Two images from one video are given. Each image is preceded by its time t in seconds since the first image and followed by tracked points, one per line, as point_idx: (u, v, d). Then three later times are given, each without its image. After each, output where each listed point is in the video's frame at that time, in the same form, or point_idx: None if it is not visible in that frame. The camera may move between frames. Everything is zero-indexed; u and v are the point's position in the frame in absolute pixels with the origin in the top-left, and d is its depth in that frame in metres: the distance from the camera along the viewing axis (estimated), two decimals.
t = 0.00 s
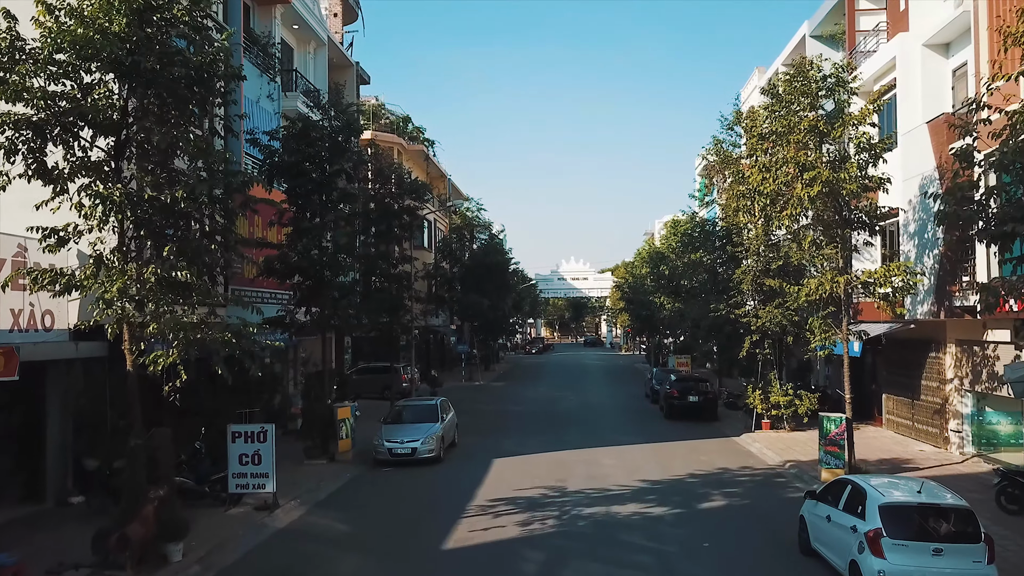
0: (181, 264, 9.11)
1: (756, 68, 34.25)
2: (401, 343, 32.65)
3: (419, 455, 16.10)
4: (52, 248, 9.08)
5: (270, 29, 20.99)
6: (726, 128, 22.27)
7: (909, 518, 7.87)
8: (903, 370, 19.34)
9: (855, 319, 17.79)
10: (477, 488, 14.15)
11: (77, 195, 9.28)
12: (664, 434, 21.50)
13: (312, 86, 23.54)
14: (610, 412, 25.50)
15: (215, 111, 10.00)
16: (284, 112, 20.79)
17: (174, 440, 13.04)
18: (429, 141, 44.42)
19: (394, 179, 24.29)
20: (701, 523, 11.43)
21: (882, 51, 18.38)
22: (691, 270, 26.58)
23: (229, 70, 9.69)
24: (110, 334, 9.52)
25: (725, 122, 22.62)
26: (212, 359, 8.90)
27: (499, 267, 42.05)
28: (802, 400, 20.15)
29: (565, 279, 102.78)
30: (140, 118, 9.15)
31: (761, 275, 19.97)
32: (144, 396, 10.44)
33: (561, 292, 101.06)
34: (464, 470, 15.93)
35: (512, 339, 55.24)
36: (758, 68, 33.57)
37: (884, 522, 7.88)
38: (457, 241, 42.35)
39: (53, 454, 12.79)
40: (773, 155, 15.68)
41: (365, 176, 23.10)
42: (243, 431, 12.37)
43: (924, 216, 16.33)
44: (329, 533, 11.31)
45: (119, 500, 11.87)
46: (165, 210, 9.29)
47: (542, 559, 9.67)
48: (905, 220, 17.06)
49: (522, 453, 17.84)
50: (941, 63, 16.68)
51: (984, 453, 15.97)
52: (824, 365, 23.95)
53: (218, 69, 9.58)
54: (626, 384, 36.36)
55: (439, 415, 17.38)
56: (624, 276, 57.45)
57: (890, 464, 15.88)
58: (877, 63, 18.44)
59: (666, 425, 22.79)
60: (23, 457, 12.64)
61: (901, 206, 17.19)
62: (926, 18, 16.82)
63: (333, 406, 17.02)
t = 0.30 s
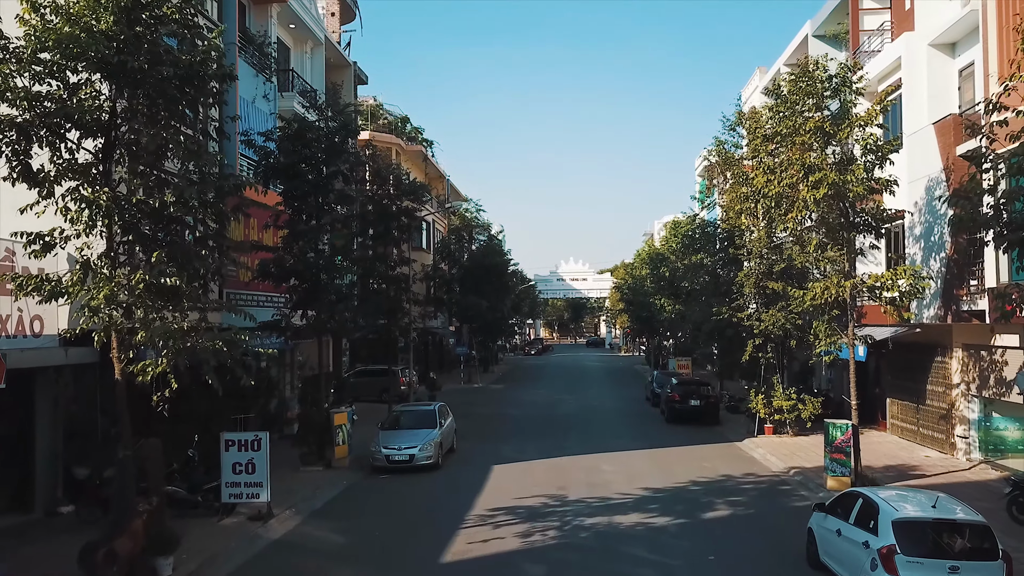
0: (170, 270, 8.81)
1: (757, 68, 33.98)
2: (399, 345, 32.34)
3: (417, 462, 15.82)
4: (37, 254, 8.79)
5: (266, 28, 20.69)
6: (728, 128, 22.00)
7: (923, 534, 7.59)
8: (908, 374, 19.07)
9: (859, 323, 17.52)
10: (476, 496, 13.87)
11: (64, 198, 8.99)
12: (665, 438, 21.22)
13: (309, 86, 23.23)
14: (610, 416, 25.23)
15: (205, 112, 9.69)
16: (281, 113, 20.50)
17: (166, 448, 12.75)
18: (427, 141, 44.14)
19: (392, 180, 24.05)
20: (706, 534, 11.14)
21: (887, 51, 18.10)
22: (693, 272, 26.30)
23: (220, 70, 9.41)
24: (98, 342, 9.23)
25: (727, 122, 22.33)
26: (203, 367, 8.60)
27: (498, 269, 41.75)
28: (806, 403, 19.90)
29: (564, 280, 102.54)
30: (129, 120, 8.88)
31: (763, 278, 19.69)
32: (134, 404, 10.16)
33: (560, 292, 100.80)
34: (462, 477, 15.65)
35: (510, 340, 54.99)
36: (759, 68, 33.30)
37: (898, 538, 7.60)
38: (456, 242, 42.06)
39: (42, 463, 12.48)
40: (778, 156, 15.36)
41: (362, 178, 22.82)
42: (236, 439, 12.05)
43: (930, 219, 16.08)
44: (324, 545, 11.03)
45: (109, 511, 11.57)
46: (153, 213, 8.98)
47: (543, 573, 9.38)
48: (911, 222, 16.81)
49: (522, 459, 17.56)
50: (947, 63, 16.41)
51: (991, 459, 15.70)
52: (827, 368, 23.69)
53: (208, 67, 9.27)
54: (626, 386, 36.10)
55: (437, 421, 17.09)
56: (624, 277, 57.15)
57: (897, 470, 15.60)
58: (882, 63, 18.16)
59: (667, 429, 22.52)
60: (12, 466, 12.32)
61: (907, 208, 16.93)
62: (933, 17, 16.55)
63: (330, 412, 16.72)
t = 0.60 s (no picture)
0: (158, 276, 8.51)
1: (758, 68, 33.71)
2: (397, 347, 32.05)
3: (414, 469, 15.53)
4: (21, 260, 8.50)
5: (261, 27, 20.41)
6: (730, 129, 21.74)
7: (937, 551, 7.32)
8: (913, 379, 18.80)
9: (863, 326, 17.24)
10: (474, 505, 13.59)
11: (49, 202, 8.70)
12: (666, 442, 20.94)
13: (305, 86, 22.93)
14: (610, 419, 24.95)
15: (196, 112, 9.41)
16: (276, 113, 20.22)
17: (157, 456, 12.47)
18: (426, 142, 43.89)
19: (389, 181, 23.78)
20: (710, 545, 10.88)
21: (891, 51, 17.84)
22: (693, 274, 26.02)
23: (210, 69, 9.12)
24: (85, 350, 8.94)
25: (729, 123, 22.06)
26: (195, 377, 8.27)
27: (496, 270, 41.45)
28: (809, 408, 19.64)
29: (563, 281, 102.31)
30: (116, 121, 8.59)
31: (766, 281, 19.42)
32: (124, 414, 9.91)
33: (559, 293, 100.53)
34: (460, 484, 15.36)
35: (509, 342, 54.73)
36: (761, 68, 32.98)
37: (912, 555, 7.32)
38: (455, 243, 41.79)
39: (31, 471, 12.19)
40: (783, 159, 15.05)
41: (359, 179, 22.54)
42: (229, 448, 11.83)
43: (936, 222, 15.83)
44: (318, 557, 10.74)
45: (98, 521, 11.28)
46: (143, 216, 8.67)
47: None
48: (916, 225, 16.56)
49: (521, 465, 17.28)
50: (953, 64, 16.15)
51: (998, 466, 15.46)
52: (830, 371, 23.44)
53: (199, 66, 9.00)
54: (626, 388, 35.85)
55: (435, 426, 16.81)
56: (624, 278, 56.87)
57: (902, 477, 15.33)
58: (887, 63, 17.90)
59: (668, 434, 22.24)
60: None
61: (912, 211, 16.67)
62: (938, 16, 16.30)
63: (326, 417, 16.42)
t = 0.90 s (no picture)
0: (144, 283, 8.19)
1: (760, 68, 33.43)
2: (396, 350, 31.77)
3: (412, 476, 15.25)
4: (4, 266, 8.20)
5: (258, 27, 20.11)
6: (733, 130, 21.47)
7: (952, 570, 7.04)
8: (919, 384, 18.50)
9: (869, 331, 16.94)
10: (473, 514, 13.29)
11: (34, 206, 8.41)
12: (668, 447, 20.67)
13: (302, 86, 22.63)
14: (611, 423, 24.68)
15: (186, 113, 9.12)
16: (273, 114, 19.92)
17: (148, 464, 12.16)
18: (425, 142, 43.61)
19: (388, 183, 23.52)
20: (715, 557, 10.58)
21: (898, 50, 17.53)
22: (695, 276, 25.74)
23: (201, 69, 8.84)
24: (71, 359, 8.64)
25: (732, 123, 21.76)
26: (184, 386, 7.95)
27: (496, 271, 41.15)
28: (813, 413, 19.37)
29: (563, 282, 102.13)
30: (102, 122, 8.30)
31: (769, 284, 19.12)
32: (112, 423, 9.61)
33: (559, 294, 100.38)
34: (459, 492, 15.07)
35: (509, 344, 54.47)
36: (764, 68, 32.71)
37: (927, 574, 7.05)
38: (454, 244, 41.51)
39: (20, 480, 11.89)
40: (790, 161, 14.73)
41: (357, 181, 22.26)
42: (222, 457, 11.56)
43: (944, 224, 15.54)
44: (311, 570, 10.45)
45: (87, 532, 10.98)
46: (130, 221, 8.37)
47: None
48: (923, 227, 16.27)
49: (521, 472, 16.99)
50: (961, 63, 15.85)
51: (1006, 473, 15.17)
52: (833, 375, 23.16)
53: (189, 65, 8.71)
54: (626, 391, 35.58)
55: (433, 432, 16.53)
56: (625, 280, 56.61)
57: (910, 485, 15.03)
58: (893, 62, 17.59)
59: (670, 438, 21.94)
60: None
61: (919, 213, 16.37)
62: (946, 15, 15.98)
63: (322, 423, 16.14)
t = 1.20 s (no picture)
0: (131, 291, 7.89)
1: (763, 68, 33.21)
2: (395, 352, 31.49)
3: (410, 483, 14.97)
4: None
5: (254, 26, 19.82)
6: (736, 130, 21.20)
7: None
8: (926, 389, 18.21)
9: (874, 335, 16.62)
10: (472, 524, 13.01)
11: (17, 210, 8.11)
12: (671, 452, 20.39)
13: (299, 86, 22.35)
14: (612, 427, 24.41)
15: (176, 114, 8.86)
16: (269, 114, 19.63)
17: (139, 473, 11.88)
18: (424, 143, 43.33)
19: (386, 184, 23.26)
20: (721, 570, 10.28)
21: (903, 50, 17.26)
22: (697, 279, 25.48)
23: (190, 69, 8.55)
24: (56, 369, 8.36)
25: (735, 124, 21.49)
26: (172, 397, 7.63)
27: (496, 273, 40.89)
28: (817, 418, 19.09)
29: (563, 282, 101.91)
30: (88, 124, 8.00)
31: (773, 287, 18.83)
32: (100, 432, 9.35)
33: (559, 294, 100.15)
34: (458, 500, 14.78)
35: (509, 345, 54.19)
36: (766, 68, 32.46)
37: None
38: (454, 245, 41.25)
39: (8, 489, 11.56)
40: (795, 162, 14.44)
41: (355, 182, 21.98)
42: (215, 466, 11.20)
43: (952, 227, 15.26)
44: None
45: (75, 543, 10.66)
46: (116, 226, 8.10)
47: None
48: (930, 230, 16.01)
49: (521, 479, 16.71)
50: (968, 63, 15.58)
51: (1016, 481, 14.87)
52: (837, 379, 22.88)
53: (177, 65, 8.45)
54: (626, 393, 35.30)
55: (432, 438, 16.23)
56: (625, 281, 56.35)
57: (917, 493, 14.74)
58: (899, 62, 17.31)
59: (672, 443, 21.66)
60: None
61: (926, 216, 16.11)
62: (954, 14, 15.70)
63: (319, 429, 15.85)
